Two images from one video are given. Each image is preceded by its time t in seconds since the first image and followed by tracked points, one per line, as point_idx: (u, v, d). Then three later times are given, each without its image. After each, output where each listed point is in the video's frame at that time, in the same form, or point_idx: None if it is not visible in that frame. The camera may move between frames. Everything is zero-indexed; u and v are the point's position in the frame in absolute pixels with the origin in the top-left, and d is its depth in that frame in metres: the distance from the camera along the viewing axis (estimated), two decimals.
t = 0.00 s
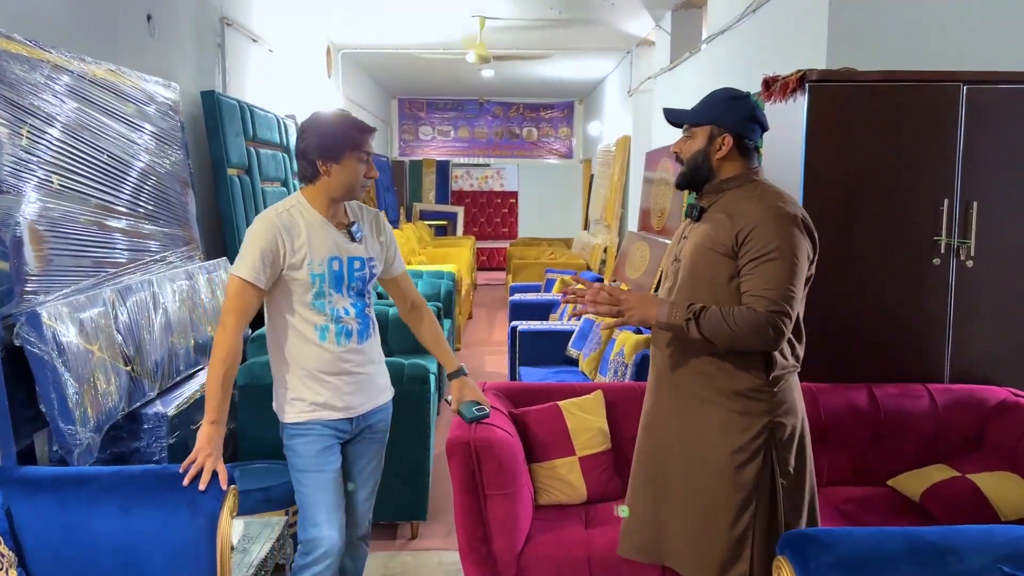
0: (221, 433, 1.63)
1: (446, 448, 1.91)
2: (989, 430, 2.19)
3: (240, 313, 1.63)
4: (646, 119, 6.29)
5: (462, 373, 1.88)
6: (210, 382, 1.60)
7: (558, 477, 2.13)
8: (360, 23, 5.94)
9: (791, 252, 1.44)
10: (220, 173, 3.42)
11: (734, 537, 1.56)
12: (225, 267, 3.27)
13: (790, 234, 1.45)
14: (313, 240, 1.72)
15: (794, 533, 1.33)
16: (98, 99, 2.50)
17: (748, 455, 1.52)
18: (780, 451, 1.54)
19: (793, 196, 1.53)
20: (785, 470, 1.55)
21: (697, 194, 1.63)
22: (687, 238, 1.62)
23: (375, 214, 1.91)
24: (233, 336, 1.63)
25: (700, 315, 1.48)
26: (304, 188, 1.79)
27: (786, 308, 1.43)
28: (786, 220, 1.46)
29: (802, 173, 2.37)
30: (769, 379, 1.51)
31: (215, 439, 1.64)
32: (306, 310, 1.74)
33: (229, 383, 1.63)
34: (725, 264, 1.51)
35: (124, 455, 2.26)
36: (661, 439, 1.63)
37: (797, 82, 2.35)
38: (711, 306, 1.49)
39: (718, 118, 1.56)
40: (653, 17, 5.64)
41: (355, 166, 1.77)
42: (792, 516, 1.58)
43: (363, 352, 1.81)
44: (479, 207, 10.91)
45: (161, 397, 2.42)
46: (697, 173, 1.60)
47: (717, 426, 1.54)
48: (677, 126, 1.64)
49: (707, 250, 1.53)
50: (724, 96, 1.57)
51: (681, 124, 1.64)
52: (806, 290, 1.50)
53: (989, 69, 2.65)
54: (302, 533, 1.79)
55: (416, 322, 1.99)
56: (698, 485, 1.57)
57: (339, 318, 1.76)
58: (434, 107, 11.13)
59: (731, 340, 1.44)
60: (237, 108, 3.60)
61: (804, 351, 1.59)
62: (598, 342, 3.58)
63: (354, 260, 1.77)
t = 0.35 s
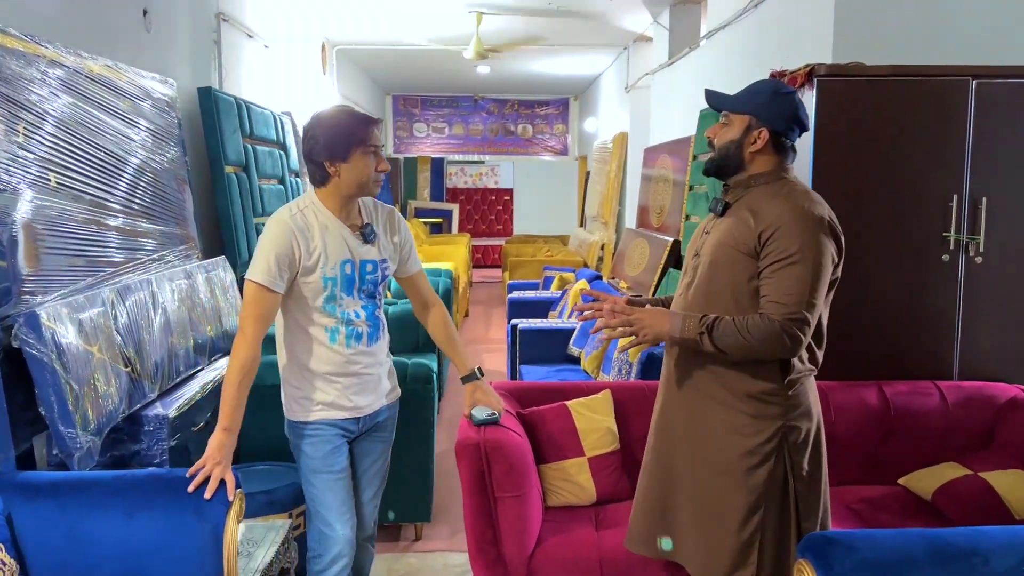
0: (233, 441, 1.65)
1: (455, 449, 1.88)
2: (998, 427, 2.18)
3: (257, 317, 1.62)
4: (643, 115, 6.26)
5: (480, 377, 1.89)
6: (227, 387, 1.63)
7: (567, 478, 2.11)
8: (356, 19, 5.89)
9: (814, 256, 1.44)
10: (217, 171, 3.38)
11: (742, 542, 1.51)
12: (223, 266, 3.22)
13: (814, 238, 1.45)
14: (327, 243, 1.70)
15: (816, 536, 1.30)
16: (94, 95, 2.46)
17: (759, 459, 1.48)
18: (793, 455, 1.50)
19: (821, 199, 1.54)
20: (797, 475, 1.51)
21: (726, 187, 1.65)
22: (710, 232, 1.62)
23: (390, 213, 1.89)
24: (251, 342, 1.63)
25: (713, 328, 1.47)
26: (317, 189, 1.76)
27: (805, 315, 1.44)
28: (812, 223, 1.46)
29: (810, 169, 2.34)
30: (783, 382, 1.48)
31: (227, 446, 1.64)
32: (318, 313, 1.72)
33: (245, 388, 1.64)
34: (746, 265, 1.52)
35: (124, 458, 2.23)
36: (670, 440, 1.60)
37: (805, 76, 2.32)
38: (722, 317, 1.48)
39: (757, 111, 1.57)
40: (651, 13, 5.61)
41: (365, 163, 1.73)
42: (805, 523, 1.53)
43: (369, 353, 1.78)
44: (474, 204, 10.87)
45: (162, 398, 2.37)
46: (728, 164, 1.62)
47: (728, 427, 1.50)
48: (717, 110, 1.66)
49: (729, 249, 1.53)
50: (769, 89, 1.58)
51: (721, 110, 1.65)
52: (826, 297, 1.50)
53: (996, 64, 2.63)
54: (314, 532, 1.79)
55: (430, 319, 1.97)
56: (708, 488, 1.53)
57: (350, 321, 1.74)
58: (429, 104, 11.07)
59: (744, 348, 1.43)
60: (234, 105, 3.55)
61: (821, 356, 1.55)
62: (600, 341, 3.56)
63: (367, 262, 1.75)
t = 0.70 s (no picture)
0: (236, 447, 1.61)
1: (462, 452, 1.87)
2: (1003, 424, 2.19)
3: (259, 322, 1.58)
4: (634, 112, 6.25)
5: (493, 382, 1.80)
6: (229, 395, 1.58)
7: (574, 480, 2.10)
8: (345, 14, 5.81)
9: (832, 256, 1.43)
10: (208, 169, 3.31)
11: (761, 548, 1.50)
12: (215, 265, 3.16)
13: (834, 237, 1.44)
14: (331, 247, 1.66)
15: (839, 538, 1.29)
16: (83, 89, 2.38)
17: (777, 462, 1.48)
18: (811, 458, 1.50)
19: (840, 198, 1.52)
20: (815, 479, 1.51)
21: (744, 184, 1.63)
22: (727, 229, 1.61)
23: (395, 212, 1.84)
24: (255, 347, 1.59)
25: (731, 313, 1.47)
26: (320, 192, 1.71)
27: (820, 316, 1.42)
28: (830, 222, 1.44)
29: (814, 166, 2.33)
30: (800, 385, 1.47)
31: (230, 453, 1.60)
32: (322, 318, 1.68)
33: (247, 397, 1.60)
34: (763, 263, 1.50)
35: (119, 463, 2.16)
36: (684, 442, 1.58)
37: (809, 70, 2.31)
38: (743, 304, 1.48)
39: (778, 108, 1.55)
40: (642, 9, 5.58)
41: (370, 167, 1.68)
42: (823, 526, 1.53)
43: (372, 356, 1.73)
44: (461, 201, 10.83)
45: (156, 402, 2.32)
46: (746, 161, 1.61)
47: (745, 430, 1.49)
48: (735, 105, 1.63)
49: (745, 247, 1.52)
50: (791, 86, 1.56)
51: (738, 104, 1.64)
52: (843, 299, 1.48)
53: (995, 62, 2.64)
54: (315, 535, 1.73)
55: (437, 321, 1.92)
56: (724, 491, 1.52)
57: (355, 326, 1.70)
58: (415, 100, 11.00)
59: (759, 343, 1.43)
60: (225, 101, 3.48)
61: (840, 357, 1.54)
62: (597, 339, 3.54)
63: (372, 266, 1.71)
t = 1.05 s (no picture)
0: (221, 460, 1.55)
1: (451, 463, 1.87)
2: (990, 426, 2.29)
3: (242, 328, 1.53)
4: (612, 116, 6.27)
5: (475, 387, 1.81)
6: (212, 406, 1.52)
7: (564, 489, 2.13)
8: (321, 14, 5.74)
9: (837, 263, 1.43)
10: (184, 172, 3.24)
11: (765, 558, 1.53)
12: (192, 270, 3.09)
13: (836, 244, 1.44)
14: (315, 252, 1.61)
15: (841, 548, 1.28)
16: (55, 89, 2.31)
17: (780, 473, 1.50)
18: (814, 467, 1.51)
19: (835, 203, 1.52)
20: (818, 488, 1.52)
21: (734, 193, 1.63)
22: (721, 237, 1.61)
23: (378, 215, 1.78)
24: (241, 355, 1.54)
25: (743, 319, 1.47)
26: (300, 197, 1.67)
27: (831, 324, 1.42)
28: (831, 229, 1.44)
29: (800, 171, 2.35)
30: (803, 394, 1.49)
31: (215, 466, 1.54)
32: (309, 325, 1.62)
33: (232, 405, 1.55)
34: (766, 272, 1.51)
35: (95, 475, 2.10)
36: (689, 452, 1.61)
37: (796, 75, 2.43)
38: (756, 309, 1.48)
39: (760, 113, 1.55)
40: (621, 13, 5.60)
41: (348, 169, 1.63)
42: (827, 535, 1.54)
43: (362, 363, 1.68)
44: (437, 204, 10.80)
45: (134, 412, 2.25)
46: (735, 171, 1.60)
47: (748, 440, 1.52)
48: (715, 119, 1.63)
49: (744, 255, 1.53)
50: (765, 89, 1.56)
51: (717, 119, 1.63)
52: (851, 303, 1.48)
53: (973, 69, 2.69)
54: (305, 550, 1.68)
55: (424, 327, 1.87)
56: (728, 501, 1.55)
57: (342, 332, 1.65)
58: (391, 103, 10.93)
59: (772, 349, 1.43)
60: (200, 102, 3.41)
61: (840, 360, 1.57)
62: (580, 343, 3.53)
63: (357, 270, 1.66)
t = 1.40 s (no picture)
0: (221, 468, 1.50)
1: (453, 470, 1.88)
2: (992, 429, 2.43)
3: (238, 337, 1.51)
4: (606, 120, 6.27)
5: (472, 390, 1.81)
6: (209, 415, 1.49)
7: (566, 496, 2.16)
8: (315, 18, 5.71)
9: (851, 271, 1.43)
10: (178, 176, 3.21)
11: (777, 567, 1.55)
12: (186, 275, 3.06)
13: (850, 252, 1.44)
14: (310, 255, 1.59)
15: (852, 555, 1.27)
16: (48, 92, 2.28)
17: (791, 481, 1.51)
18: (825, 475, 1.53)
19: (841, 207, 1.52)
20: (829, 495, 1.53)
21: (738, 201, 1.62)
22: (727, 245, 1.60)
23: (373, 219, 1.77)
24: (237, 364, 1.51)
25: (758, 340, 1.47)
26: (293, 201, 1.66)
27: (849, 333, 1.42)
28: (840, 234, 1.44)
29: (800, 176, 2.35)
30: (815, 401, 1.50)
31: (214, 475, 1.49)
32: (306, 331, 1.60)
33: (230, 414, 1.51)
34: (778, 280, 1.50)
35: (90, 483, 2.07)
36: (700, 461, 1.63)
37: (796, 80, 2.59)
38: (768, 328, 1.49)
39: (755, 120, 1.54)
40: (615, 18, 5.60)
41: (334, 171, 1.61)
42: (838, 542, 1.55)
43: (360, 370, 1.65)
44: (429, 208, 10.83)
45: (130, 419, 2.22)
46: (738, 179, 1.60)
47: (759, 448, 1.53)
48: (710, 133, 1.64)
49: (754, 263, 1.52)
50: (760, 95, 1.56)
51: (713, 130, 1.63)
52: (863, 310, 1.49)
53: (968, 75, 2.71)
54: (305, 561, 1.66)
55: (420, 333, 1.85)
56: (739, 509, 1.57)
57: (340, 336, 1.62)
58: (383, 107, 10.90)
59: (790, 363, 1.44)
60: (195, 106, 3.39)
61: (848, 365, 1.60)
62: (578, 348, 3.52)
63: (353, 274, 1.64)
